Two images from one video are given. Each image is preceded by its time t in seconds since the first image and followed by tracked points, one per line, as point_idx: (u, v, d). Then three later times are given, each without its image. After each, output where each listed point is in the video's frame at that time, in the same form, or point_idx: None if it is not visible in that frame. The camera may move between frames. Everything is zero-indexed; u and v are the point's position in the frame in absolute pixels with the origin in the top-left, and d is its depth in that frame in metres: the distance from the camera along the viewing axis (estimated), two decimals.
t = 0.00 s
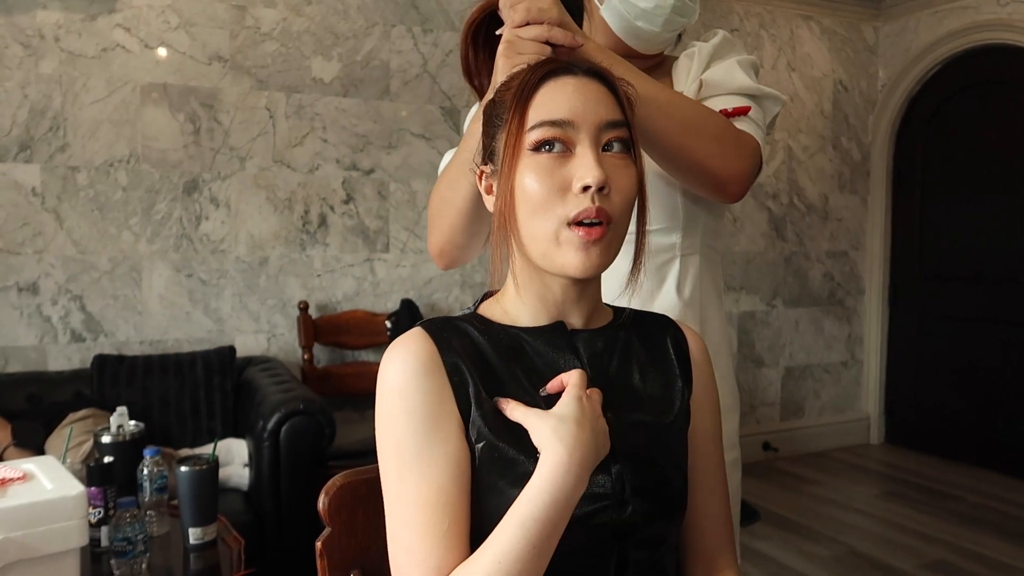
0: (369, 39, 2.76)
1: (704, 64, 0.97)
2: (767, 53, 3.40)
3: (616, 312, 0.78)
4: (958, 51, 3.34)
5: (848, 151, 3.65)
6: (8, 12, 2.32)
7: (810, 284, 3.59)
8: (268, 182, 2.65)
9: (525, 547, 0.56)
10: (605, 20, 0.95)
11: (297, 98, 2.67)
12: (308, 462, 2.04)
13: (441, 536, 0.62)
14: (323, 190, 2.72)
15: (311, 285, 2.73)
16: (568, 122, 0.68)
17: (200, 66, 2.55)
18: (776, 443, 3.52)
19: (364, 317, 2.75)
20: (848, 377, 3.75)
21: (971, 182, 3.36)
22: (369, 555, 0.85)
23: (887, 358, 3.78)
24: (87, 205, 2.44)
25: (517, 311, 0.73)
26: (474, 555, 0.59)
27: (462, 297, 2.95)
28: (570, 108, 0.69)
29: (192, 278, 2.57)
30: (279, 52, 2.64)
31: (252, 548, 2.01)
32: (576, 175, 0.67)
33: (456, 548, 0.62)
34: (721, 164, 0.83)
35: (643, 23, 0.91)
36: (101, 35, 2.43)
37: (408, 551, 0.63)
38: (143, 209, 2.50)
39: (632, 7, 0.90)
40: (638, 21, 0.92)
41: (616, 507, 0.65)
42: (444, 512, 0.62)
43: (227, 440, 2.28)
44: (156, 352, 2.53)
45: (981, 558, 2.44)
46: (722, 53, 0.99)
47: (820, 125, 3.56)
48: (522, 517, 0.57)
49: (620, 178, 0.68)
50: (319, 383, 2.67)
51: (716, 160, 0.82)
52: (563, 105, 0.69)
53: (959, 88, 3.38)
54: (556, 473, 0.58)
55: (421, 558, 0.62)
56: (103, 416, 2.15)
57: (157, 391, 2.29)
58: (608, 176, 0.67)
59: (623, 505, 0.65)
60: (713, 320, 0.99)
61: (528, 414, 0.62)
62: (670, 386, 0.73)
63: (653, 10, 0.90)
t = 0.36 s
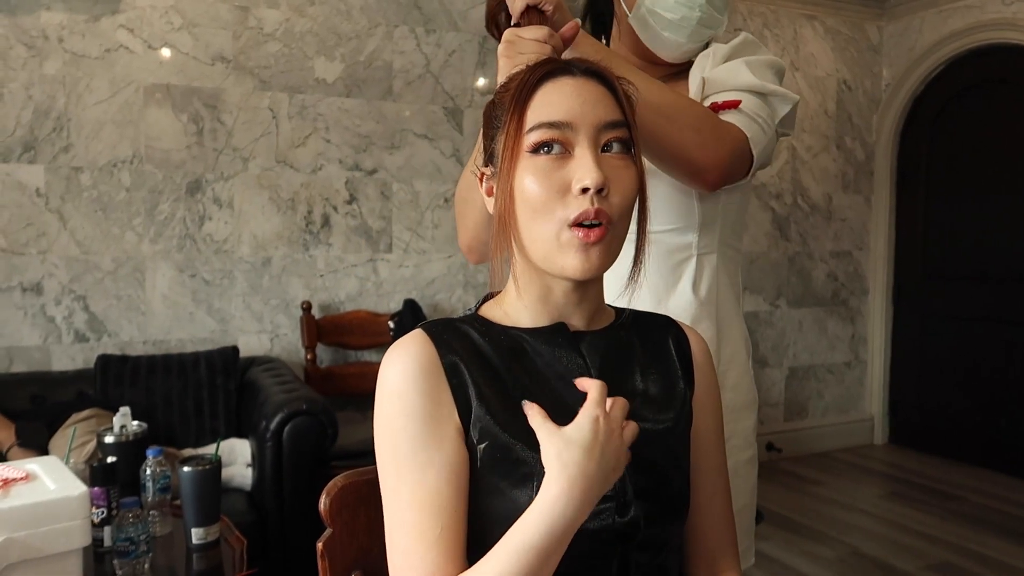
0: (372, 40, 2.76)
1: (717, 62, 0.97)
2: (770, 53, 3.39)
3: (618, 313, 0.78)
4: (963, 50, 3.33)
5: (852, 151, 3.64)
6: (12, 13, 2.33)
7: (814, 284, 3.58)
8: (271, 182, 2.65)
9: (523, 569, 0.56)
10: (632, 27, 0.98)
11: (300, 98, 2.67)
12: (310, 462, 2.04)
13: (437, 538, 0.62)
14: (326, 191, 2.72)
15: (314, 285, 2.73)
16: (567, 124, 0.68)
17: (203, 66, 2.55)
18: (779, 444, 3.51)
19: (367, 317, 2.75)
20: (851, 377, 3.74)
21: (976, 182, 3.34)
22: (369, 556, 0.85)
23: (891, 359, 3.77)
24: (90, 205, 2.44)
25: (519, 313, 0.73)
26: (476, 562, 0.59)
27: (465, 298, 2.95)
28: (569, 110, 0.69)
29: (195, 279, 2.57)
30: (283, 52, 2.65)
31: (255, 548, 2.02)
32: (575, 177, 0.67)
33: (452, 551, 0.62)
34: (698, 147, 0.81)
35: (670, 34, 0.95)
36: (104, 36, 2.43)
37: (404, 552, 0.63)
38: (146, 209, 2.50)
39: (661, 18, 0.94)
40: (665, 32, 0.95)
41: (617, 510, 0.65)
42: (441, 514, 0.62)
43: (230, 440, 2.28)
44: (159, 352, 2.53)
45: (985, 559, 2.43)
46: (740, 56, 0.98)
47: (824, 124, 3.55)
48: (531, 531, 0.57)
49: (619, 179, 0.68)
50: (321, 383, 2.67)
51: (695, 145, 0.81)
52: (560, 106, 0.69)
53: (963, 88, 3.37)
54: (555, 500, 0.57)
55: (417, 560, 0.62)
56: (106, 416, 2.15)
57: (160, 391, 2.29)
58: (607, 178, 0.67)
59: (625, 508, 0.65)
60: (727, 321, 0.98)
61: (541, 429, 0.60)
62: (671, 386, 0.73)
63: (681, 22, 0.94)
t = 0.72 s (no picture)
0: (374, 39, 2.76)
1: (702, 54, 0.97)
2: (772, 53, 3.39)
3: (618, 313, 0.78)
4: (966, 50, 3.33)
5: (854, 151, 3.63)
6: (14, 13, 2.33)
7: (816, 284, 3.57)
8: (273, 181, 2.65)
9: None
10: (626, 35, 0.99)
11: (302, 98, 2.67)
12: (312, 461, 2.04)
13: (438, 538, 0.62)
14: (328, 190, 2.72)
15: (316, 284, 2.73)
16: (566, 125, 0.68)
17: (205, 66, 2.55)
18: (781, 444, 3.51)
19: (369, 317, 2.76)
20: (853, 377, 3.73)
21: (978, 182, 3.34)
22: (369, 556, 0.85)
23: (893, 359, 3.76)
24: (92, 204, 2.44)
25: (519, 313, 0.73)
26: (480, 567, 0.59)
27: (466, 297, 2.95)
28: (568, 110, 0.69)
29: (197, 278, 2.57)
30: (284, 52, 2.65)
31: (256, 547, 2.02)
32: (575, 177, 0.67)
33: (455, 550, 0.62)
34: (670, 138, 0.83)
35: (662, 42, 0.97)
36: (107, 36, 2.43)
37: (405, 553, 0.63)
38: (148, 209, 2.50)
39: (655, 28, 0.95)
40: (658, 40, 0.96)
41: (618, 510, 0.65)
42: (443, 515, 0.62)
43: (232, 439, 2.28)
44: (161, 351, 2.53)
45: (987, 559, 2.43)
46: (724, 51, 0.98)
47: (826, 124, 3.55)
48: (544, 536, 0.57)
49: (619, 179, 0.68)
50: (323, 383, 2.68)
51: (655, 124, 0.81)
52: (559, 106, 0.69)
53: (966, 88, 3.36)
54: (570, 510, 0.57)
55: (417, 561, 0.62)
56: (108, 416, 2.15)
57: (162, 390, 2.29)
58: (607, 178, 0.67)
59: (626, 508, 0.66)
60: (724, 320, 0.98)
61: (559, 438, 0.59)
62: (673, 387, 0.73)
63: (675, 30, 0.95)
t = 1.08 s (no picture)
0: (379, 39, 2.76)
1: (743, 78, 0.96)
2: (778, 52, 3.38)
3: (621, 312, 0.78)
4: (973, 49, 3.31)
5: (860, 150, 3.62)
6: (22, 13, 2.34)
7: (822, 284, 3.56)
8: (278, 181, 2.65)
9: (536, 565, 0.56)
10: (638, 47, 0.97)
11: (307, 98, 2.68)
12: (317, 461, 2.05)
13: (443, 537, 0.62)
14: (333, 190, 2.72)
15: (321, 284, 2.74)
16: (565, 125, 0.68)
17: (211, 66, 2.56)
18: (787, 444, 3.50)
19: (374, 316, 2.76)
20: (860, 377, 3.72)
21: (986, 181, 3.32)
22: (371, 556, 0.85)
23: (900, 359, 3.75)
24: (98, 204, 2.45)
25: (521, 313, 0.73)
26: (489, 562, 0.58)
27: (471, 297, 2.96)
28: (567, 110, 0.69)
29: (203, 278, 2.58)
30: (290, 52, 2.65)
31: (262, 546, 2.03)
32: (575, 178, 0.66)
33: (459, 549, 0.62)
34: (727, 159, 0.87)
35: (677, 57, 0.94)
36: (113, 36, 2.44)
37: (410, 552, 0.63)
38: (154, 209, 2.51)
39: (669, 43, 0.94)
40: (670, 56, 0.94)
41: (621, 511, 0.65)
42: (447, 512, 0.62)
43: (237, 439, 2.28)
44: (167, 351, 2.54)
45: (994, 560, 2.42)
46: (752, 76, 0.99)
47: (832, 123, 3.53)
48: (544, 518, 0.57)
49: (619, 179, 0.68)
50: (328, 382, 2.68)
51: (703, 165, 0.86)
52: (558, 107, 0.69)
53: (973, 87, 3.34)
54: (573, 500, 0.57)
55: (423, 561, 0.62)
56: (114, 415, 2.16)
57: (168, 390, 2.30)
58: (607, 179, 0.67)
59: (629, 509, 0.66)
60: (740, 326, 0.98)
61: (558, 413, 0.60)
62: (676, 386, 0.72)
63: (688, 49, 0.93)
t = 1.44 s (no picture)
0: (385, 38, 2.76)
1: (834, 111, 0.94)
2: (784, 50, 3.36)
3: (628, 311, 0.78)
4: (981, 46, 3.29)
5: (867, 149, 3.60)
6: (28, 12, 2.34)
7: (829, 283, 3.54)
8: (283, 180, 2.65)
9: None
10: (709, 37, 0.90)
11: (312, 96, 2.68)
12: (322, 460, 2.05)
13: (441, 539, 0.61)
14: (338, 189, 2.72)
15: (326, 283, 2.74)
16: (572, 121, 0.68)
17: (216, 65, 2.56)
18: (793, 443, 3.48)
19: (379, 315, 2.76)
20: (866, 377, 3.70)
21: (994, 179, 3.30)
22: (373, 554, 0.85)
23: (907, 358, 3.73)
24: (104, 203, 2.46)
25: (527, 310, 0.72)
26: None
27: (477, 295, 2.95)
28: (574, 106, 0.68)
29: (208, 276, 2.58)
30: (295, 51, 2.65)
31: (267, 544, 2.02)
32: (582, 175, 0.66)
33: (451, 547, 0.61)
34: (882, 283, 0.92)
35: (747, 50, 0.88)
36: (119, 35, 2.44)
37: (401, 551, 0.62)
38: (160, 207, 2.51)
39: (738, 38, 0.87)
40: (742, 49, 0.88)
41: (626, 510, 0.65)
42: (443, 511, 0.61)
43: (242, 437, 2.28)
44: (172, 349, 2.55)
45: (1001, 561, 2.40)
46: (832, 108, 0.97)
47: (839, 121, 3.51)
48: None
49: (626, 176, 0.67)
50: (333, 381, 2.68)
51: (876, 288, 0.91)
52: (565, 103, 0.68)
53: (982, 84, 3.32)
54: None
55: (413, 560, 0.60)
56: (120, 413, 2.16)
57: (173, 388, 2.30)
58: (614, 176, 0.66)
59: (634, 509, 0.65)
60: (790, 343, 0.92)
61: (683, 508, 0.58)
62: (681, 385, 0.72)
63: (761, 43, 0.86)
